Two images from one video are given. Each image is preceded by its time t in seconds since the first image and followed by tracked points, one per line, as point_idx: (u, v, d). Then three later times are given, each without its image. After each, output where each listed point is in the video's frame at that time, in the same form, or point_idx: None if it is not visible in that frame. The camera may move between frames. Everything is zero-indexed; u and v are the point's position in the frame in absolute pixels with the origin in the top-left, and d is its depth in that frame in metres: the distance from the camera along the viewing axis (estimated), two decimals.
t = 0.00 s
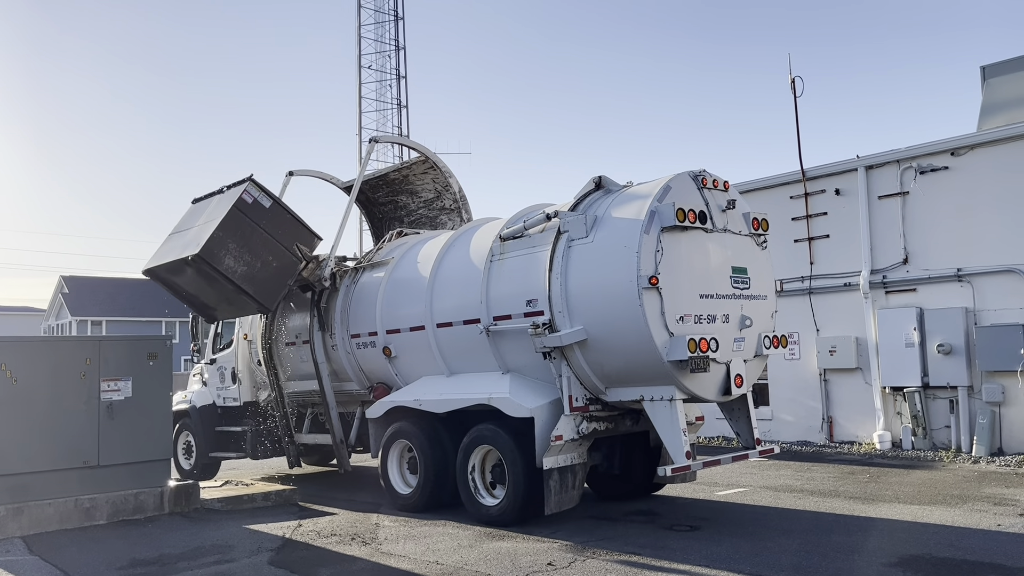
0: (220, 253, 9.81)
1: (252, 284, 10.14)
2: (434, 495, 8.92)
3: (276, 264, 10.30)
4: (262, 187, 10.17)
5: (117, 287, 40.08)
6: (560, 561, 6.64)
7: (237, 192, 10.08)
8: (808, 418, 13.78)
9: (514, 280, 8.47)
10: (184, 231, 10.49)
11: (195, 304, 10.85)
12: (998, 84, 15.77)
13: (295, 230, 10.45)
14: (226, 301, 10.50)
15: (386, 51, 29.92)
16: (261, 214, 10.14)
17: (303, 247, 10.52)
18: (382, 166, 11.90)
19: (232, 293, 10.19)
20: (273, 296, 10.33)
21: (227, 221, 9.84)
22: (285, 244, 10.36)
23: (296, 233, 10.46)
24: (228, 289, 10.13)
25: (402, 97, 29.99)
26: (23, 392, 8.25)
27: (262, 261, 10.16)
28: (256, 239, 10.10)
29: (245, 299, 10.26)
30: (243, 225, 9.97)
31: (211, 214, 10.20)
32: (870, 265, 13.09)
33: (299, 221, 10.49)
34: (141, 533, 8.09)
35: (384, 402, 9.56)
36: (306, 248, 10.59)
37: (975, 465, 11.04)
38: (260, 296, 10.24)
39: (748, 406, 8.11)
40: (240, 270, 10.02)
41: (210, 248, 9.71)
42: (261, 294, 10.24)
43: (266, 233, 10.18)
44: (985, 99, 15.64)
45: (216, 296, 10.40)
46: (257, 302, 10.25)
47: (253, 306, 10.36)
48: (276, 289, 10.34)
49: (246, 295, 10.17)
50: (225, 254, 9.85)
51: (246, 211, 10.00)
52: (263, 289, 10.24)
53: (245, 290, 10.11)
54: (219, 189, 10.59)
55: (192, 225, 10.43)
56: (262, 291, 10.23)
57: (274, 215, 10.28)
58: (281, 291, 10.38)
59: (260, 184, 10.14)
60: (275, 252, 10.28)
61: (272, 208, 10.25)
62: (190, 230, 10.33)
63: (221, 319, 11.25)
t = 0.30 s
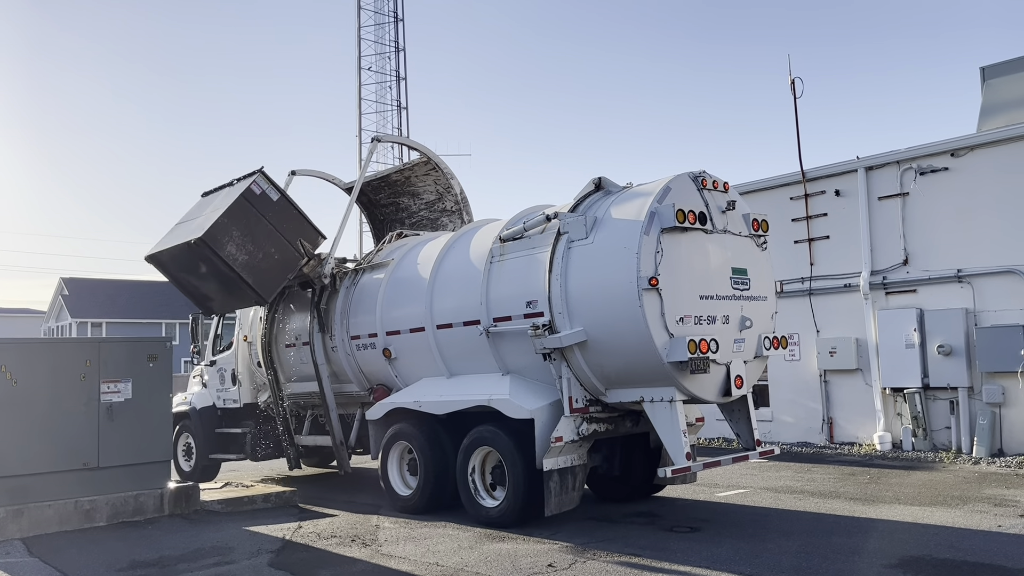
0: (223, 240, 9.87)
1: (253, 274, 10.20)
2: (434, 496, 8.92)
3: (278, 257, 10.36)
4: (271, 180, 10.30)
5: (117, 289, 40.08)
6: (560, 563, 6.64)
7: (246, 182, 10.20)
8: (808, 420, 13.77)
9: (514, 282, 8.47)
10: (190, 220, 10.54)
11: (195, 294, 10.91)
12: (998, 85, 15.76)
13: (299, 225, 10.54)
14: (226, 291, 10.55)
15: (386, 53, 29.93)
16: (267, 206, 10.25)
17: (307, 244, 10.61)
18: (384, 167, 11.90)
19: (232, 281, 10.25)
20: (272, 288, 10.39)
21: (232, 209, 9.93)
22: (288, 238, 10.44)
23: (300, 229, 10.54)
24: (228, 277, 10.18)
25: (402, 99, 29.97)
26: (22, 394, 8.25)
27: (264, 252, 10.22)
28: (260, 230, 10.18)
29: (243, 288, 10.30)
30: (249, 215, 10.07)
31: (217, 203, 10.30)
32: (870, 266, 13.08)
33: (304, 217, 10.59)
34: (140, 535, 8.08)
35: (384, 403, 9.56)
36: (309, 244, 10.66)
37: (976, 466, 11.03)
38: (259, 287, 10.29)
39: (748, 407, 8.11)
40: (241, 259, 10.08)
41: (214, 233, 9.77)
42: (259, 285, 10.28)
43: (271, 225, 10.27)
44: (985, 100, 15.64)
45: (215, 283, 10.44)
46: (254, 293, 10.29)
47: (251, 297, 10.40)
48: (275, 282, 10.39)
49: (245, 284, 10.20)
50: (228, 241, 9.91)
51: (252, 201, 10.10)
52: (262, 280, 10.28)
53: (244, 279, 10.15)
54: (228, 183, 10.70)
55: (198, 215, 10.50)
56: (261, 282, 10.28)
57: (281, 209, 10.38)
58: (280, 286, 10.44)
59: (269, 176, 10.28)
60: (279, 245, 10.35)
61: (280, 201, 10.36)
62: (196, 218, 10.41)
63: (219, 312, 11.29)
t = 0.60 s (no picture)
0: (227, 225, 9.96)
1: (253, 263, 10.23)
2: (435, 497, 8.91)
3: (280, 250, 10.41)
4: (282, 173, 10.48)
5: (117, 290, 40.08)
6: (560, 564, 6.63)
7: (257, 173, 10.38)
8: (808, 420, 13.77)
9: (514, 283, 8.47)
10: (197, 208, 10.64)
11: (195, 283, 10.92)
12: (997, 86, 15.77)
13: (304, 221, 10.66)
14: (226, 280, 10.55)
15: (386, 54, 29.95)
16: (275, 198, 10.38)
17: (309, 241, 10.67)
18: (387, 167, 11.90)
19: (232, 269, 10.27)
20: (270, 280, 10.38)
21: (240, 196, 10.07)
22: (292, 232, 10.53)
23: (303, 225, 10.64)
24: (229, 265, 10.21)
25: (402, 100, 29.96)
26: (22, 395, 8.24)
27: (266, 242, 10.28)
28: (266, 221, 10.28)
29: (241, 277, 10.32)
30: (256, 204, 10.20)
31: (226, 193, 10.44)
32: (870, 266, 13.08)
33: (309, 215, 10.70)
34: (140, 536, 8.07)
35: (384, 404, 9.55)
36: (312, 242, 10.72)
37: (977, 466, 11.03)
38: (257, 278, 10.28)
39: (749, 407, 8.11)
40: (243, 247, 10.13)
41: (219, 218, 9.87)
42: (258, 276, 10.28)
43: (276, 216, 10.38)
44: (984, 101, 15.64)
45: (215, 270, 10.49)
46: (252, 282, 10.29)
47: (248, 287, 10.39)
48: (274, 275, 10.40)
49: (244, 273, 10.22)
50: (232, 228, 10.00)
51: (261, 192, 10.26)
52: (260, 270, 10.29)
53: (243, 267, 10.18)
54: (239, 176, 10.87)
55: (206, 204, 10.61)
56: (259, 273, 10.28)
57: (288, 203, 10.51)
58: (276, 279, 10.43)
59: (280, 169, 10.47)
60: (282, 238, 10.43)
61: (288, 194, 10.51)
62: (203, 205, 10.52)
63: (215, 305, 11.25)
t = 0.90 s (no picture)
0: (237, 205, 10.07)
1: (257, 247, 10.26)
2: (435, 498, 8.91)
3: (284, 238, 10.47)
4: (298, 166, 10.72)
5: (117, 290, 40.09)
6: (560, 564, 6.63)
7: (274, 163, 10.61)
8: (808, 420, 13.76)
9: (513, 283, 8.46)
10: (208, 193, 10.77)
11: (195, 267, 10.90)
12: (997, 86, 15.76)
13: (312, 218, 10.84)
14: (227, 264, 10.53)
15: (385, 55, 29.97)
16: (288, 188, 10.56)
17: (314, 237, 10.77)
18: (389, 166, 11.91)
19: (234, 251, 10.28)
20: (271, 267, 10.37)
21: (255, 179, 10.23)
22: (298, 225, 10.65)
23: (309, 220, 10.78)
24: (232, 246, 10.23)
25: (401, 100, 29.95)
26: (22, 396, 8.24)
27: (272, 229, 10.35)
28: (276, 209, 10.41)
29: (241, 260, 10.31)
30: (269, 191, 10.36)
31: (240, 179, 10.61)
32: (871, 266, 13.07)
33: (318, 211, 10.87)
34: (140, 537, 8.07)
35: (384, 405, 9.54)
36: (316, 238, 10.83)
37: (977, 466, 11.03)
38: (257, 262, 10.27)
39: (749, 408, 8.10)
40: (249, 229, 10.19)
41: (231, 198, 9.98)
42: (258, 261, 10.28)
43: (286, 206, 10.53)
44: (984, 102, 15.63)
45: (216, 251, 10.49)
46: (251, 265, 10.26)
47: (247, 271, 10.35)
48: (275, 262, 10.40)
49: (246, 255, 10.21)
50: (241, 208, 10.10)
51: (275, 180, 10.44)
52: (261, 255, 10.29)
53: (245, 249, 10.18)
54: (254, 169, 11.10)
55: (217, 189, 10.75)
56: (261, 258, 10.28)
57: (298, 196, 10.69)
58: (276, 268, 10.42)
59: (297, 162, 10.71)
60: (289, 228, 10.52)
61: (301, 187, 10.71)
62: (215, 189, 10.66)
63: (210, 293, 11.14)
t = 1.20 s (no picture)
0: (244, 194, 10.32)
1: (259, 236, 10.44)
2: (435, 498, 8.90)
3: (287, 231, 10.64)
4: (310, 164, 10.93)
5: (116, 291, 40.07)
6: (560, 564, 6.62)
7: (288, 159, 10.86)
8: (808, 420, 13.76)
9: (512, 283, 8.46)
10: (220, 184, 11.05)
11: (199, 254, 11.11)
12: (996, 86, 15.75)
13: (318, 215, 11.00)
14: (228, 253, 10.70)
15: (384, 55, 29.94)
16: (297, 184, 10.78)
17: (318, 234, 10.90)
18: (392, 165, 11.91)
19: (237, 239, 10.47)
20: (270, 258, 10.52)
21: (265, 171, 10.48)
22: (304, 220, 10.82)
23: (314, 217, 10.94)
24: (235, 234, 10.43)
25: (401, 100, 29.93)
26: (22, 396, 8.24)
27: (276, 221, 10.53)
28: (283, 202, 10.61)
29: (242, 249, 10.49)
30: (278, 184, 10.59)
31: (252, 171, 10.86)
32: (870, 265, 13.07)
33: (324, 210, 11.04)
34: (140, 538, 8.06)
35: (384, 405, 9.54)
36: (320, 236, 10.96)
37: (977, 466, 11.03)
38: (257, 251, 10.42)
39: (749, 407, 8.10)
40: (253, 218, 10.40)
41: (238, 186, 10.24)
42: (258, 250, 10.43)
43: (293, 201, 10.72)
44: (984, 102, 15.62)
45: (219, 239, 10.68)
46: (251, 253, 10.42)
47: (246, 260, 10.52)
48: (274, 254, 10.55)
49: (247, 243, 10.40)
50: (247, 197, 10.34)
51: (286, 175, 10.67)
52: (260, 245, 10.45)
53: (247, 237, 10.38)
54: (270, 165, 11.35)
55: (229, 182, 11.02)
56: (261, 248, 10.45)
57: (306, 192, 10.89)
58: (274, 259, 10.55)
59: (310, 159, 10.93)
60: (293, 222, 10.70)
61: (310, 184, 10.92)
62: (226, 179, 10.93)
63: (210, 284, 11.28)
